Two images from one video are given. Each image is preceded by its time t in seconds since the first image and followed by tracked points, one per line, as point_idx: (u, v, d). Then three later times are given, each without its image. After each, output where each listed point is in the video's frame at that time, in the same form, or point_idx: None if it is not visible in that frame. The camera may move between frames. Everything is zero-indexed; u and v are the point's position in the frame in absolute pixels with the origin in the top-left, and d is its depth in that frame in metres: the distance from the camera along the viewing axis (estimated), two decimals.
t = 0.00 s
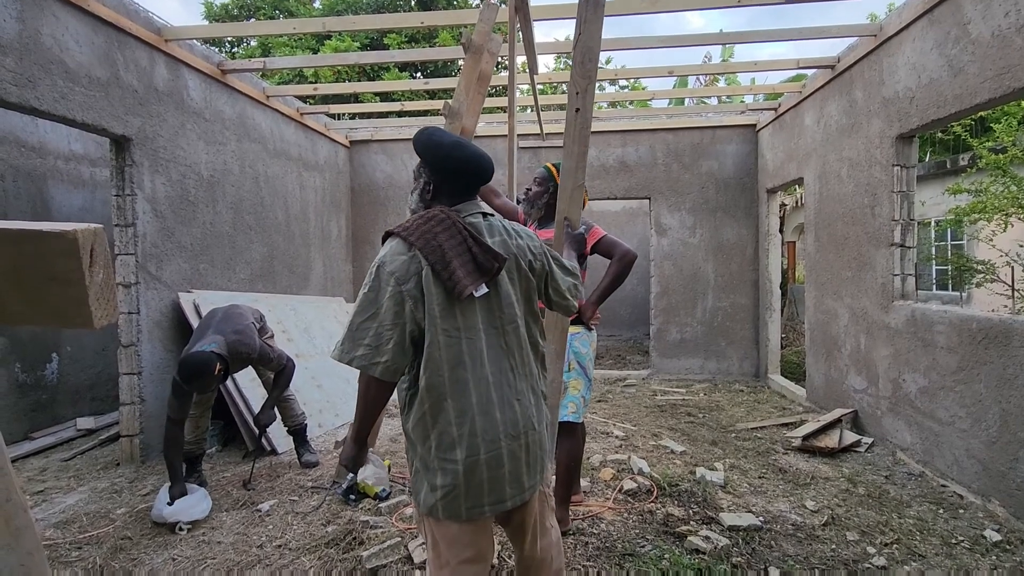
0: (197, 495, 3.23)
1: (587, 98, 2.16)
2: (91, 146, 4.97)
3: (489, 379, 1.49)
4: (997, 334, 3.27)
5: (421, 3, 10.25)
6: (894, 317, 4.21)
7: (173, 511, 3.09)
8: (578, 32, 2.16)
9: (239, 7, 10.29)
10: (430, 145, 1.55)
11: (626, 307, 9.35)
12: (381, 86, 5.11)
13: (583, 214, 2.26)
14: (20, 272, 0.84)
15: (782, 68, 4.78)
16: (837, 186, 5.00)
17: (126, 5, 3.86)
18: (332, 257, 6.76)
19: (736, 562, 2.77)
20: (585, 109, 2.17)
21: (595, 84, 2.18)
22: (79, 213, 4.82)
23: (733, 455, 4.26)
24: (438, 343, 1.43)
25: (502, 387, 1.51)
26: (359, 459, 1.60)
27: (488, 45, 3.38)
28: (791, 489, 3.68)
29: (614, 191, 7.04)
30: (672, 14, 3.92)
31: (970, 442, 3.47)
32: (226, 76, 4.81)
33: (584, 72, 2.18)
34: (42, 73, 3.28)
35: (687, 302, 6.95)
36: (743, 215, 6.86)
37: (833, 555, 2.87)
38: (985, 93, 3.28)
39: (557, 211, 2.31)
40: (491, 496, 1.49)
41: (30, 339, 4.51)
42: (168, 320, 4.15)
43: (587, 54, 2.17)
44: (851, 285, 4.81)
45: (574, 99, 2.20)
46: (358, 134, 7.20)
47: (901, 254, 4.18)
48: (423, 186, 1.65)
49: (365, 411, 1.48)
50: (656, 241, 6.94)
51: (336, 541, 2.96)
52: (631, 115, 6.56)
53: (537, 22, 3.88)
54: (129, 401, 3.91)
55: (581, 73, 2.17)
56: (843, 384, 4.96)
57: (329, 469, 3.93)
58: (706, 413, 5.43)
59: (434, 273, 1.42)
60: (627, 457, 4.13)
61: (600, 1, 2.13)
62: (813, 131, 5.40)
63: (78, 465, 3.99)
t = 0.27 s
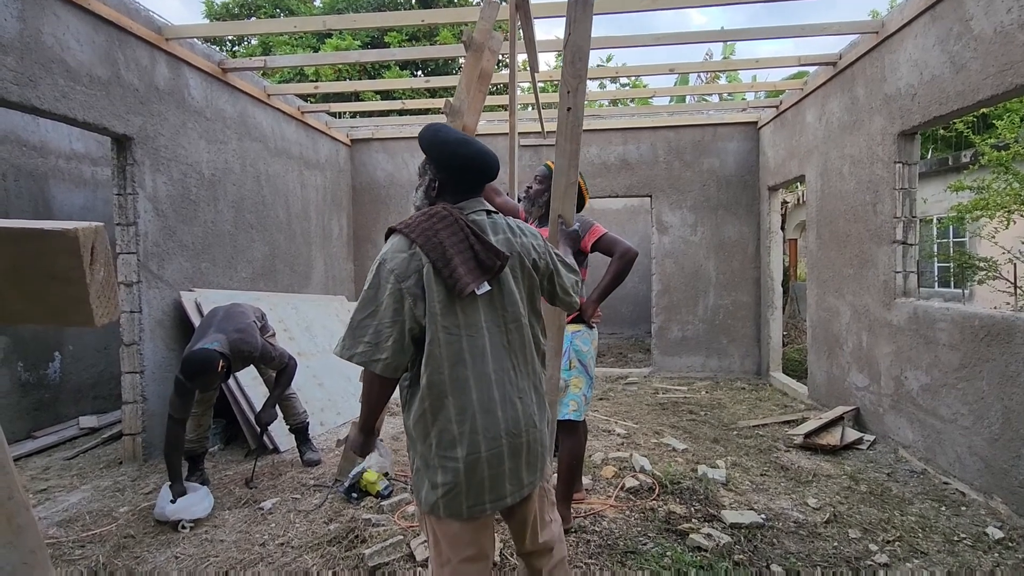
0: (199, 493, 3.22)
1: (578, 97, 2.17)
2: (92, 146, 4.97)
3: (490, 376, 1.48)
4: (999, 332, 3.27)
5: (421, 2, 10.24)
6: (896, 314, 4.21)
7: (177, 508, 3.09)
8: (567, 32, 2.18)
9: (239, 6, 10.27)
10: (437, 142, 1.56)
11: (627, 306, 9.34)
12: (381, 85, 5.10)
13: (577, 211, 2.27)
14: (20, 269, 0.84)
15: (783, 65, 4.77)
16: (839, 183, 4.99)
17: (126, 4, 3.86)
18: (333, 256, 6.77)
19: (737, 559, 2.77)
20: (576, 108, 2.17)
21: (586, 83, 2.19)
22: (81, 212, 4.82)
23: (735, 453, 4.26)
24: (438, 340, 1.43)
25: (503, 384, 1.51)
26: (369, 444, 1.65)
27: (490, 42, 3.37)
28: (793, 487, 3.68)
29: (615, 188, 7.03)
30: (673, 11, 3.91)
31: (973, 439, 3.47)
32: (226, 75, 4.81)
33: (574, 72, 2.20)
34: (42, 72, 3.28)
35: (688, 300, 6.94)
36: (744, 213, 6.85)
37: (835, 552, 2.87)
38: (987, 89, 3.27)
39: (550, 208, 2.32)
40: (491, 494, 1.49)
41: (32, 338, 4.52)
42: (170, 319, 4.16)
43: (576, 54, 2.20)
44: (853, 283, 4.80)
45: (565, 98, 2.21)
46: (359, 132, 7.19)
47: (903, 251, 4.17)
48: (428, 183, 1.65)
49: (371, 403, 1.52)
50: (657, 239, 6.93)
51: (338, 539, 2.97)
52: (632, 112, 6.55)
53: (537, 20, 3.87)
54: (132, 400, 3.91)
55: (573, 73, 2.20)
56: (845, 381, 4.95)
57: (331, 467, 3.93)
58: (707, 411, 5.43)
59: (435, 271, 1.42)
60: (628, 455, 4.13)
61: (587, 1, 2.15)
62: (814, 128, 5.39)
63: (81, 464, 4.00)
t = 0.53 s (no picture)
0: (202, 491, 3.22)
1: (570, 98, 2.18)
2: (95, 147, 4.98)
3: (501, 377, 1.49)
4: (1002, 330, 3.26)
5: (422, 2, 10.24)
6: (899, 313, 4.20)
7: (178, 504, 3.09)
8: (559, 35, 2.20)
9: (241, 7, 10.28)
10: (457, 141, 1.55)
11: (629, 305, 9.34)
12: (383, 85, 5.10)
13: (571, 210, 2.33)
14: (22, 270, 0.84)
15: (785, 64, 4.76)
16: (841, 182, 4.98)
17: (128, 5, 3.87)
18: (335, 256, 6.77)
19: (740, 559, 2.77)
20: (569, 109, 2.18)
21: (577, 85, 2.22)
22: (84, 213, 4.83)
23: (737, 452, 4.26)
24: (454, 341, 1.43)
25: (513, 386, 1.52)
26: (371, 427, 1.69)
27: (491, 42, 3.37)
28: (796, 486, 3.68)
29: (617, 188, 7.03)
30: (674, 10, 3.90)
31: (976, 438, 3.46)
32: (228, 76, 4.82)
33: (566, 73, 2.22)
34: (45, 73, 3.29)
35: (690, 299, 6.94)
36: (747, 212, 6.84)
37: (838, 551, 2.87)
38: (990, 87, 3.26)
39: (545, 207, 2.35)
40: (500, 494, 1.49)
41: (36, 338, 4.53)
42: (172, 320, 4.17)
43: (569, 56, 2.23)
44: (856, 282, 4.79)
45: (558, 100, 2.22)
46: (360, 132, 7.20)
47: (906, 249, 4.16)
48: (444, 181, 1.64)
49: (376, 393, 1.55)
50: (659, 238, 6.92)
51: (341, 538, 2.98)
52: (633, 111, 6.55)
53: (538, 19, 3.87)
54: (135, 400, 3.93)
55: (564, 74, 2.22)
56: (848, 381, 4.95)
57: (334, 467, 3.94)
58: (709, 410, 5.43)
59: (453, 271, 1.42)
60: (631, 454, 4.13)
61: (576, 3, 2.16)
62: (816, 127, 5.38)
63: (85, 464, 4.01)
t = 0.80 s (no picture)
0: (205, 493, 3.24)
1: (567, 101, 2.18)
2: (99, 148, 4.99)
3: (518, 379, 1.51)
4: (1007, 330, 3.25)
5: (424, 2, 10.25)
6: (902, 313, 4.19)
7: (182, 507, 3.12)
8: (555, 39, 2.23)
9: (243, 8, 10.31)
10: (483, 141, 1.54)
11: (632, 305, 9.33)
12: (384, 86, 5.10)
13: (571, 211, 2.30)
14: (29, 271, 0.85)
15: (787, 63, 4.75)
16: (844, 181, 4.97)
17: (131, 7, 3.88)
18: (338, 257, 6.78)
19: (744, 559, 2.76)
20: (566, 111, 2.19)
21: (574, 88, 2.23)
22: (87, 215, 4.85)
23: (741, 452, 4.25)
24: (478, 342, 1.43)
25: (530, 387, 1.54)
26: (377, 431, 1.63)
27: (492, 43, 3.37)
28: (800, 486, 3.67)
29: (619, 188, 7.02)
30: (676, 10, 3.90)
31: (981, 438, 3.45)
32: (231, 77, 4.83)
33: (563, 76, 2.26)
34: (48, 75, 3.31)
35: (693, 299, 6.93)
36: (749, 211, 6.82)
37: (842, 551, 2.86)
38: (994, 86, 3.25)
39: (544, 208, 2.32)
40: (517, 493, 1.49)
41: (40, 340, 4.55)
42: (175, 321, 4.18)
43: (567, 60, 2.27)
44: (859, 281, 4.78)
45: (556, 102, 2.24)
46: (363, 133, 7.21)
47: (909, 249, 4.15)
48: (465, 181, 1.63)
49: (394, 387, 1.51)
50: (661, 238, 6.91)
51: (344, 539, 2.98)
52: (635, 111, 6.54)
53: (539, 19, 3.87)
54: (139, 401, 3.94)
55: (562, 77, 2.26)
56: (851, 380, 4.93)
57: (337, 467, 3.95)
58: (712, 410, 5.42)
59: (480, 274, 1.42)
60: (634, 454, 4.13)
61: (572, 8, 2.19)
62: (819, 126, 5.37)
63: (89, 465, 4.03)
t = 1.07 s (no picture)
0: (209, 495, 3.25)
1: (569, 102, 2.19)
2: (102, 150, 5.01)
3: (539, 378, 1.52)
4: (1011, 330, 3.23)
5: (426, 3, 10.26)
6: (906, 313, 4.17)
7: (185, 509, 3.12)
8: (557, 43, 2.27)
9: (246, 10, 10.34)
10: (504, 144, 1.56)
11: (634, 306, 9.32)
12: (386, 86, 5.10)
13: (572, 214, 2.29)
14: (33, 272, 0.85)
15: (790, 63, 4.74)
16: (847, 181, 4.95)
17: (134, 9, 3.89)
18: (340, 257, 6.79)
19: (747, 560, 2.76)
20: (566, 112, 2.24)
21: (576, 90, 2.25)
22: (91, 216, 4.87)
23: (743, 453, 4.25)
24: (500, 341, 1.44)
25: (550, 387, 1.54)
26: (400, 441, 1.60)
27: (494, 43, 3.35)
28: (803, 487, 3.66)
29: (621, 188, 7.02)
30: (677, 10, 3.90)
31: (985, 439, 3.43)
32: (233, 79, 4.85)
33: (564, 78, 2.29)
34: (52, 77, 3.32)
35: (695, 299, 6.92)
36: (752, 211, 6.81)
37: (846, 552, 2.85)
38: (997, 85, 3.24)
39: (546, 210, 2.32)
40: (535, 492, 1.49)
41: (44, 341, 4.57)
42: (178, 322, 4.19)
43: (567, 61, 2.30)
44: (862, 281, 4.77)
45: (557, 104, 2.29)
46: (365, 134, 7.22)
47: (913, 249, 4.13)
48: (486, 182, 1.65)
49: (417, 394, 1.49)
50: (664, 238, 6.91)
51: (347, 539, 2.98)
52: (637, 112, 6.54)
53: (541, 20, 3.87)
54: (142, 402, 3.95)
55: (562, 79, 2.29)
56: (854, 381, 4.92)
57: (340, 468, 3.95)
58: (715, 410, 5.41)
59: (503, 275, 1.43)
60: (636, 455, 4.12)
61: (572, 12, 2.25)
62: (822, 126, 5.35)
63: (93, 465, 4.04)
